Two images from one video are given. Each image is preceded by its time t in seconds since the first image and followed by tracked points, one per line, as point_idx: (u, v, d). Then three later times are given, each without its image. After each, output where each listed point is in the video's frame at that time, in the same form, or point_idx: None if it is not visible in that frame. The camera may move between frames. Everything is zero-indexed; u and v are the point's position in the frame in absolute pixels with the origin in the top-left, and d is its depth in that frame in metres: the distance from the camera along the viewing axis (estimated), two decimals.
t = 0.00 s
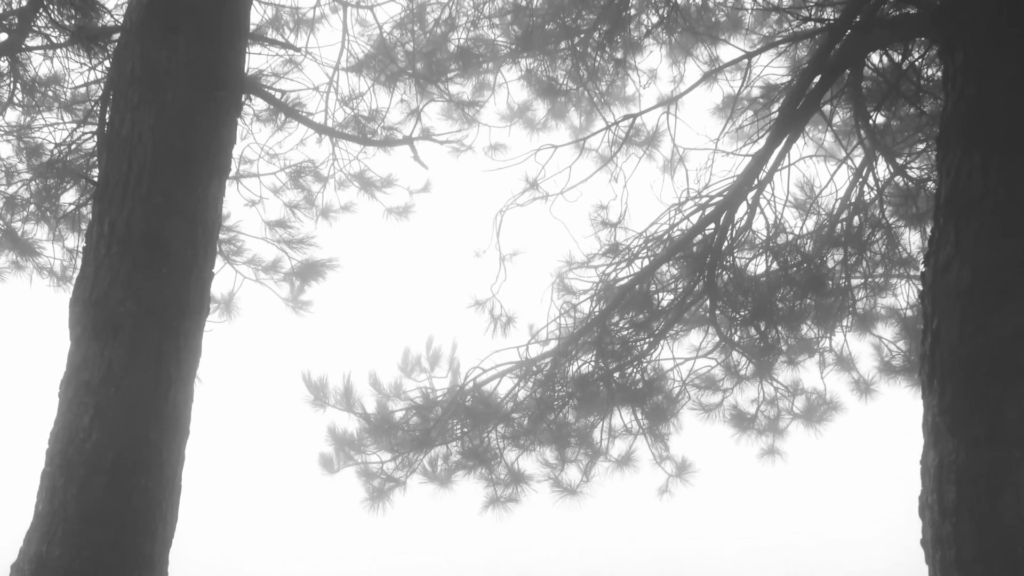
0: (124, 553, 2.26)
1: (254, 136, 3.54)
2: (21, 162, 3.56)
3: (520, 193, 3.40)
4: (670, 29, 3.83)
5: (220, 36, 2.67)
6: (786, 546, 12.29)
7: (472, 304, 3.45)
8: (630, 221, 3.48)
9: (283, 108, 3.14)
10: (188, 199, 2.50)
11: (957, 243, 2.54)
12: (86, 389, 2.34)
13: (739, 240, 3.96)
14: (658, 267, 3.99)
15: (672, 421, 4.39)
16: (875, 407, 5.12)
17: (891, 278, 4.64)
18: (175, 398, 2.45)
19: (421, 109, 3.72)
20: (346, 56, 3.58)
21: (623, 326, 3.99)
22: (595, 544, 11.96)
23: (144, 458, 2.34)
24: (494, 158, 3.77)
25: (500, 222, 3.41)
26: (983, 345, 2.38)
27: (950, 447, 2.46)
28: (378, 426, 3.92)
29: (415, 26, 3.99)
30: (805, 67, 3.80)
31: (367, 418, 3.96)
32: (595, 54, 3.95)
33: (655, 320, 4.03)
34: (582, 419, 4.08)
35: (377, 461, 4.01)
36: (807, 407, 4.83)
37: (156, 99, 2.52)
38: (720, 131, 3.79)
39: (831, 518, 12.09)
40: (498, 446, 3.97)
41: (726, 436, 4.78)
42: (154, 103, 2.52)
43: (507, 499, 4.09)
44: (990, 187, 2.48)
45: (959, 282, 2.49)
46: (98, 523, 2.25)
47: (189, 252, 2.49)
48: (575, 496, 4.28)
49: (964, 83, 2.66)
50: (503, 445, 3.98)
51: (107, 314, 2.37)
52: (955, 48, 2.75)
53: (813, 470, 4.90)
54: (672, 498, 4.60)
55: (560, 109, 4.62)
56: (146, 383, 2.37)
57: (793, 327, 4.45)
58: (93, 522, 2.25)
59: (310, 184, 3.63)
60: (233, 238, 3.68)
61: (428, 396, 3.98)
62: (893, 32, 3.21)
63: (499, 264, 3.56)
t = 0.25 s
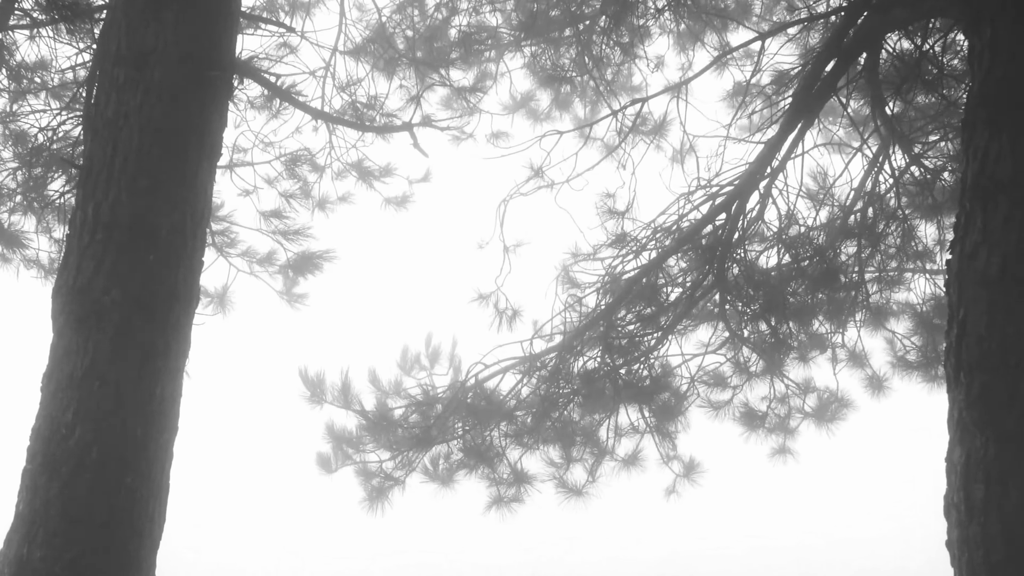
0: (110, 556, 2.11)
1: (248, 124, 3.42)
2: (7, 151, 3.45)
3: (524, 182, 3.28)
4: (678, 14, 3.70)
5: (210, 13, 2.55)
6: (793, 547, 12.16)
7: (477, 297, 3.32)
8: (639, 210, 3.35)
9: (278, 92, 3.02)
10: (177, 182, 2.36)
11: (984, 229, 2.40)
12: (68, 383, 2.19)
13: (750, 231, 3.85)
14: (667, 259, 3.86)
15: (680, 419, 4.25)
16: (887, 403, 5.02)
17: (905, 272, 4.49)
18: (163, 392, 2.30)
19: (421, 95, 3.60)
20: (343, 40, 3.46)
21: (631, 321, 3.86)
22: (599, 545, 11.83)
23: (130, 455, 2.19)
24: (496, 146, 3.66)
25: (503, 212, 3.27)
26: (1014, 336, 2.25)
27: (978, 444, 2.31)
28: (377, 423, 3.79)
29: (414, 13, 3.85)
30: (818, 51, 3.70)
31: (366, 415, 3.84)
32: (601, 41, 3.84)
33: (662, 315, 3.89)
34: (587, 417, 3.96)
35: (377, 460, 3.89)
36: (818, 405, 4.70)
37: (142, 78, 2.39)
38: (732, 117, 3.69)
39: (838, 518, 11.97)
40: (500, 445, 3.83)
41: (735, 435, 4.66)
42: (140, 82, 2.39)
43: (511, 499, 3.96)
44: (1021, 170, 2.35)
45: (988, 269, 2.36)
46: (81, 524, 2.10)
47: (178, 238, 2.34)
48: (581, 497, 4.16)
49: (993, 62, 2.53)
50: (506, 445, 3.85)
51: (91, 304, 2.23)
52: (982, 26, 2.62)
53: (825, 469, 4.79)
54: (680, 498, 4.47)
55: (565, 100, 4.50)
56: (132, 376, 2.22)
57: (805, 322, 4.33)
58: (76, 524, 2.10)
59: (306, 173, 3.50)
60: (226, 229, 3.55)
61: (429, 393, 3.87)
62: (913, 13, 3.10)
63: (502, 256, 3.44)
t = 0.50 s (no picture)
0: (89, 563, 1.99)
1: (243, 112, 3.29)
2: None
3: (528, 170, 3.17)
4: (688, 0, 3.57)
5: None
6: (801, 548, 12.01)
7: (481, 291, 3.18)
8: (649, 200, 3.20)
9: (273, 77, 2.89)
10: (163, 169, 2.22)
11: (1013, 216, 2.26)
12: (47, 380, 2.06)
13: (762, 223, 3.72)
14: (676, 252, 3.73)
15: (690, 418, 4.13)
16: (904, 401, 4.88)
17: (921, 266, 4.37)
18: (148, 388, 2.18)
19: (421, 82, 3.47)
20: (340, 25, 3.33)
21: (639, 317, 3.72)
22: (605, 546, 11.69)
23: (112, 456, 2.07)
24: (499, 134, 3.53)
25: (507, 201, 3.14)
26: None
27: (1008, 444, 2.18)
28: (376, 421, 3.67)
29: None
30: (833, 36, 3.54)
31: (364, 413, 3.71)
32: (608, 27, 3.71)
33: (671, 309, 3.77)
34: (593, 416, 3.87)
35: (377, 460, 3.76)
36: (831, 403, 4.57)
37: (126, 59, 2.25)
38: (745, 103, 3.52)
39: (847, 518, 11.82)
40: (504, 446, 3.70)
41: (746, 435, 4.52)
42: (125, 63, 2.25)
43: (515, 500, 3.83)
44: None
45: (1017, 259, 2.21)
46: (59, 529, 1.98)
47: (163, 228, 2.21)
48: (587, 498, 4.02)
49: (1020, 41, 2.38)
50: (509, 445, 3.72)
51: (70, 297, 2.09)
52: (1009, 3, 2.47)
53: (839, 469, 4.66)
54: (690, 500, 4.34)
55: (570, 90, 4.37)
56: (115, 373, 2.09)
57: (818, 318, 4.19)
58: (53, 529, 1.98)
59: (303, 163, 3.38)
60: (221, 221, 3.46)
61: (430, 391, 3.75)
62: None
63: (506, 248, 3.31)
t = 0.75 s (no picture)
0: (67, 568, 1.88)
1: (237, 100, 3.17)
2: None
3: (532, 158, 3.00)
4: None
5: None
6: (813, 553, 11.82)
7: (484, 284, 3.04)
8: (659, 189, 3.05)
9: (268, 60, 2.77)
10: (148, 152, 2.10)
11: None
12: (24, 375, 1.95)
13: (776, 215, 3.58)
14: (687, 245, 3.59)
15: (700, 417, 4.00)
16: (922, 401, 4.72)
17: (939, 262, 4.22)
18: (131, 384, 2.06)
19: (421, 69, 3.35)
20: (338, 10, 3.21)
21: (648, 312, 3.60)
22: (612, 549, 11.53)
23: (92, 455, 1.96)
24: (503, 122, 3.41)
25: (511, 190, 3.02)
26: None
27: None
28: (375, 421, 3.53)
29: None
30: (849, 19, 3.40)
31: (363, 413, 3.57)
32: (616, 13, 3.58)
33: (681, 305, 3.65)
34: (600, 415, 3.76)
35: (376, 461, 3.65)
36: (846, 403, 4.43)
37: (110, 37, 2.13)
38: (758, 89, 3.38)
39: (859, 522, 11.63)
40: (507, 446, 3.57)
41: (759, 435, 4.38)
42: (109, 42, 2.13)
43: (520, 503, 3.69)
44: None
45: None
46: (35, 532, 1.86)
47: (148, 214, 2.09)
48: (594, 500, 3.88)
49: None
50: (513, 445, 3.58)
51: (49, 286, 1.98)
52: None
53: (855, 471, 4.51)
54: (701, 502, 4.22)
55: (576, 80, 4.24)
56: (95, 367, 1.98)
57: (833, 315, 4.05)
58: (29, 532, 1.86)
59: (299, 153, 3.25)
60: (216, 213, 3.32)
61: (431, 389, 3.62)
62: None
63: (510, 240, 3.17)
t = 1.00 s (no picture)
0: None
1: (232, 88, 3.04)
2: None
3: (538, 146, 2.88)
4: None
5: None
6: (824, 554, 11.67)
7: (484, 276, 2.91)
8: (672, 179, 2.91)
9: (262, 44, 2.64)
10: (133, 138, 1.97)
11: None
12: None
13: (791, 208, 3.44)
14: (698, 238, 3.47)
15: (711, 417, 3.87)
16: (941, 401, 4.57)
17: (958, 257, 4.09)
18: (114, 383, 1.94)
19: (424, 55, 3.22)
20: None
21: (658, 307, 3.50)
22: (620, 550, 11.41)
23: (71, 458, 1.84)
24: (508, 111, 3.28)
25: (515, 179, 2.90)
26: None
27: None
28: (376, 422, 3.41)
29: None
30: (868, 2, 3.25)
31: (363, 414, 3.43)
32: None
33: (693, 301, 3.53)
34: (608, 415, 3.65)
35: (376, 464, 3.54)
36: (861, 402, 4.30)
37: (94, 16, 2.01)
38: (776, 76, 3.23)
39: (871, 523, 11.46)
40: (513, 448, 3.42)
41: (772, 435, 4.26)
42: (92, 21, 2.00)
43: (526, 506, 3.56)
44: None
45: None
46: (10, 541, 1.75)
47: (133, 204, 1.97)
48: (601, 503, 3.70)
49: None
50: (519, 447, 3.44)
51: (27, 279, 1.86)
52: None
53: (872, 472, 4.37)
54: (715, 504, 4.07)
55: (584, 69, 4.11)
56: (76, 365, 1.86)
57: (850, 312, 3.91)
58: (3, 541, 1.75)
59: (297, 143, 3.13)
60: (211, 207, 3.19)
61: (433, 389, 3.49)
62: None
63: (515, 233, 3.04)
